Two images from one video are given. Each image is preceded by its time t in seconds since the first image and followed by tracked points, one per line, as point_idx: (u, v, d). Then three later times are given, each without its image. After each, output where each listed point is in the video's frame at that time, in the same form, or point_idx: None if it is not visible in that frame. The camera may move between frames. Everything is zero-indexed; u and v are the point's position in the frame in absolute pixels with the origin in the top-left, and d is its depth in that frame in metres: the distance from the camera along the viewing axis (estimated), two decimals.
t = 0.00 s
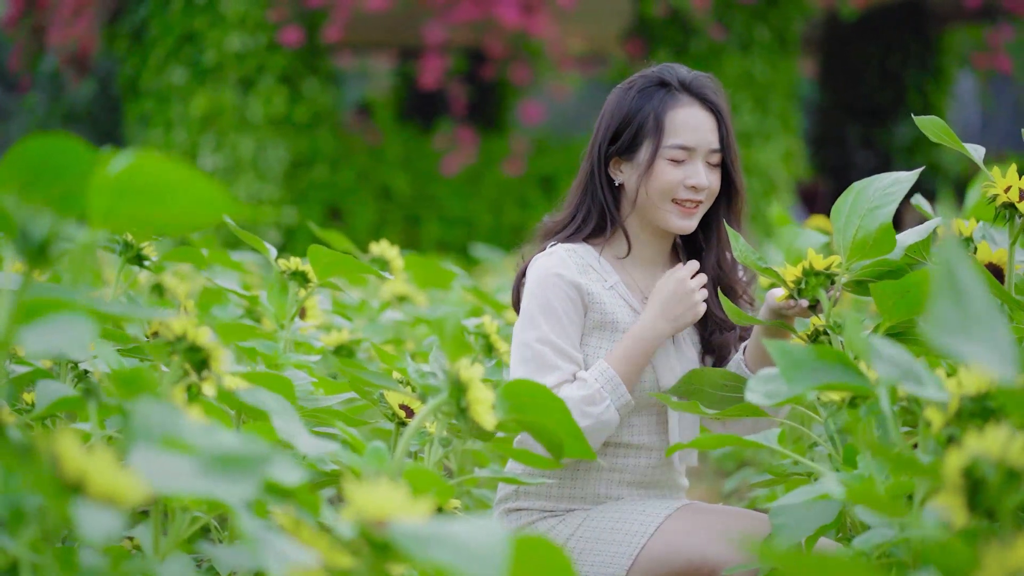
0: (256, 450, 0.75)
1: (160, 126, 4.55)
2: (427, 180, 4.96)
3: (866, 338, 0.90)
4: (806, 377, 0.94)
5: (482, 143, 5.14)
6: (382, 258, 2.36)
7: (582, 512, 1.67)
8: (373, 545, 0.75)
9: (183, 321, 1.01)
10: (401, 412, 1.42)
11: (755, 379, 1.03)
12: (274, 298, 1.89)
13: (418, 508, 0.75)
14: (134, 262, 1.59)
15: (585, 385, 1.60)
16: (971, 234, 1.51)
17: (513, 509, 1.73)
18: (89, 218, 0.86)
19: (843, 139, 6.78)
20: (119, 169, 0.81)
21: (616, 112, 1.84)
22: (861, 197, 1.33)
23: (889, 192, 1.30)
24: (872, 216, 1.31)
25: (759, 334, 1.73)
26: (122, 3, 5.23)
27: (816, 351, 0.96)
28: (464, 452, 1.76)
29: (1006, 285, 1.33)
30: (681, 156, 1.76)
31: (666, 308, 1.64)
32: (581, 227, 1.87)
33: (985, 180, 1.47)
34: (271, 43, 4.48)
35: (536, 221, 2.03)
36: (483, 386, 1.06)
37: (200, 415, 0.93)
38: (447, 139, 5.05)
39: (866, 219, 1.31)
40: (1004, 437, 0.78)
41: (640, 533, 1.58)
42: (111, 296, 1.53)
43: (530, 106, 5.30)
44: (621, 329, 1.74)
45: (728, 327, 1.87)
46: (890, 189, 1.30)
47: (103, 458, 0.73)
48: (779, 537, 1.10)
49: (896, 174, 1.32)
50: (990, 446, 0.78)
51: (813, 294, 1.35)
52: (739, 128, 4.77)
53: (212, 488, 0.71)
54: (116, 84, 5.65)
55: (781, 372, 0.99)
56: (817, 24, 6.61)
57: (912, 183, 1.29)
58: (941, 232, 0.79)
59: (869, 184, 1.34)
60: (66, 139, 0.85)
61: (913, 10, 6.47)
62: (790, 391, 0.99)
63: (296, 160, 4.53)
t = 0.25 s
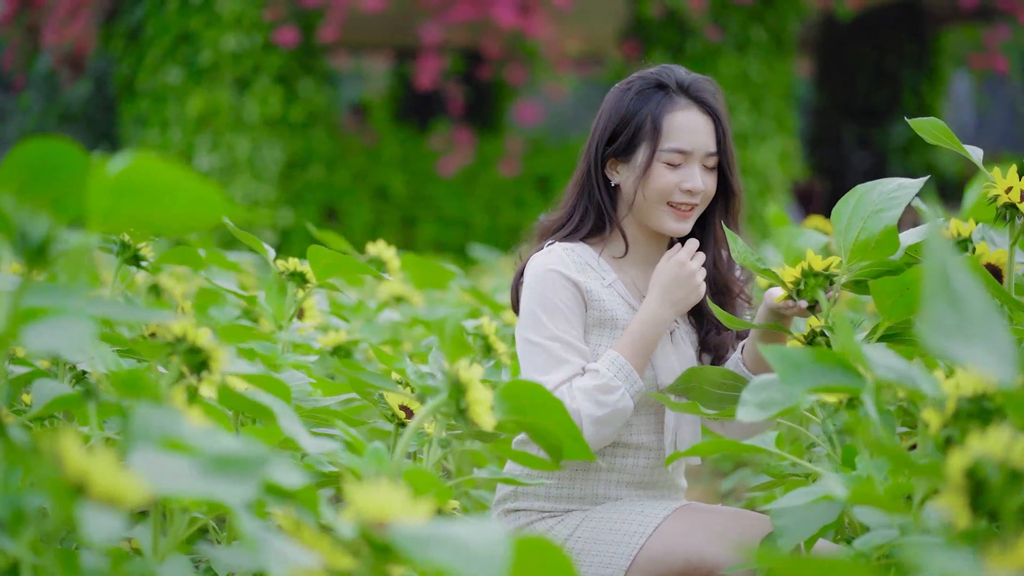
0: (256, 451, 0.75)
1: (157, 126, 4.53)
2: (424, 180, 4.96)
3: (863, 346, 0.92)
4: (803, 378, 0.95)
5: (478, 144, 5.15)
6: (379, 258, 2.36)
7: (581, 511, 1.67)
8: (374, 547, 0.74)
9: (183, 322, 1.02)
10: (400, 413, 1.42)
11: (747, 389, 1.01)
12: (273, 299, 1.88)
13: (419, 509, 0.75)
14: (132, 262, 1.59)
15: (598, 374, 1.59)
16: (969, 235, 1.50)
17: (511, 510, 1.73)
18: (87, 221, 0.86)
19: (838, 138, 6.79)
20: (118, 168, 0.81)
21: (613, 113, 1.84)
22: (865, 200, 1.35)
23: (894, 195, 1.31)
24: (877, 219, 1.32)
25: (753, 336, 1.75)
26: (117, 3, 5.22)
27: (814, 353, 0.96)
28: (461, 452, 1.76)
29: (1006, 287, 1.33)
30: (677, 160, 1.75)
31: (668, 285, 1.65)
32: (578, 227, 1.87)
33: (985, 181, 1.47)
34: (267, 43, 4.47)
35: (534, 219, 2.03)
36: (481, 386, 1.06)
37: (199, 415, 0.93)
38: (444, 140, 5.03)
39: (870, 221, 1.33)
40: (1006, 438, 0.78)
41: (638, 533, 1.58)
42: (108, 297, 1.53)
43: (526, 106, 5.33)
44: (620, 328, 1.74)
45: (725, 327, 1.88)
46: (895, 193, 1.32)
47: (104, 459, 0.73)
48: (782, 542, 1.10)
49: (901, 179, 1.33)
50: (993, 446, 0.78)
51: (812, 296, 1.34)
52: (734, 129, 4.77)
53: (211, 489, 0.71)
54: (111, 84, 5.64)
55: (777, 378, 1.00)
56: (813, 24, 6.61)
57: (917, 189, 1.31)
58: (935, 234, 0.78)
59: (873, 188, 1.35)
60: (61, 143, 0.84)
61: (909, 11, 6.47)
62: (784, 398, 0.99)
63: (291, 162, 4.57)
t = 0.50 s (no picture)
0: (257, 453, 0.75)
1: (152, 126, 4.46)
2: (417, 180, 4.96)
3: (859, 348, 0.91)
4: (804, 379, 0.95)
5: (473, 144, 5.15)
6: (376, 260, 2.34)
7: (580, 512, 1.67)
8: (375, 549, 0.74)
9: (185, 324, 1.02)
10: (395, 413, 1.42)
11: (740, 400, 1.01)
12: (271, 299, 1.88)
13: (420, 511, 0.75)
14: (130, 263, 1.58)
15: (606, 367, 1.59)
16: (966, 235, 1.51)
17: (510, 511, 1.73)
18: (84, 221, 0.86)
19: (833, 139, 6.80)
20: (116, 166, 0.81)
21: (612, 114, 1.83)
22: (865, 202, 1.35)
23: (893, 198, 1.32)
24: (875, 220, 1.32)
25: (751, 336, 1.76)
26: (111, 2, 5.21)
27: (814, 354, 0.97)
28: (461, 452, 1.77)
29: (1004, 287, 1.34)
30: (674, 164, 1.74)
31: (670, 281, 1.66)
32: (575, 227, 1.87)
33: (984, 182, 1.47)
34: (261, 42, 4.45)
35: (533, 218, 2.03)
36: (479, 388, 1.06)
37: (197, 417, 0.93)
38: (438, 141, 4.99)
39: (867, 223, 1.32)
40: (1007, 439, 0.78)
41: (636, 532, 1.57)
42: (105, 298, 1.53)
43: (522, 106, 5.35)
44: (619, 327, 1.74)
45: (722, 328, 1.88)
46: (894, 196, 1.32)
47: (104, 460, 0.73)
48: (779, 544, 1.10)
49: (902, 183, 1.33)
50: (992, 447, 0.78)
51: (809, 297, 1.34)
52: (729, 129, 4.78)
53: (213, 490, 0.71)
54: (106, 83, 5.63)
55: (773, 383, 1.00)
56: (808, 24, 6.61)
57: (916, 193, 1.31)
58: (932, 237, 0.78)
59: (874, 190, 1.36)
60: (59, 142, 0.84)
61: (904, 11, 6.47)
62: (779, 405, 0.99)
63: (287, 161, 4.56)
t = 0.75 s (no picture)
0: (256, 454, 0.75)
1: (146, 127, 4.47)
2: (412, 180, 4.93)
3: (856, 347, 0.90)
4: (803, 380, 0.95)
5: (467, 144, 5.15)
6: (372, 261, 2.34)
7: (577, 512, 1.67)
8: (375, 551, 0.74)
9: (184, 325, 1.02)
10: (391, 415, 1.41)
11: (736, 401, 1.01)
12: (267, 300, 1.87)
13: (419, 512, 0.75)
14: (127, 263, 1.58)
15: (607, 368, 1.59)
16: (963, 237, 1.49)
17: (507, 511, 1.73)
18: (83, 220, 0.85)
19: (827, 139, 6.81)
20: (112, 167, 0.80)
21: (611, 116, 1.83)
22: (859, 203, 1.35)
23: (886, 197, 1.32)
24: (868, 220, 1.32)
25: (749, 337, 1.76)
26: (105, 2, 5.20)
27: (811, 354, 0.97)
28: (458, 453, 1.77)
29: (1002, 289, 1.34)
30: (672, 167, 1.74)
31: (668, 279, 1.66)
32: (572, 227, 1.88)
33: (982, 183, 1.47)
34: (256, 42, 4.44)
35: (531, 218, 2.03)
36: (477, 388, 1.06)
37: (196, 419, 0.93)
38: (433, 141, 5.01)
39: (861, 223, 1.32)
40: (1004, 441, 0.78)
41: (634, 532, 1.57)
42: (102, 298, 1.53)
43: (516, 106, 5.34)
44: (617, 327, 1.74)
45: (719, 330, 1.88)
46: (889, 196, 1.32)
47: (104, 462, 0.73)
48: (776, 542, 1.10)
49: (895, 183, 1.34)
50: (989, 449, 0.78)
51: (806, 297, 1.34)
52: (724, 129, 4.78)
53: (212, 492, 0.71)
54: (100, 83, 5.63)
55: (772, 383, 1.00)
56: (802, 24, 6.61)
57: (909, 192, 1.31)
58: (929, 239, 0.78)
59: (868, 190, 1.36)
60: (59, 141, 0.84)
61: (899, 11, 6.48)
62: (774, 405, 0.99)
63: (281, 162, 4.59)
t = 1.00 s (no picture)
0: (253, 457, 0.75)
1: (138, 126, 4.44)
2: (404, 180, 4.93)
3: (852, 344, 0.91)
4: (800, 381, 0.95)
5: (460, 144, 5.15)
6: (368, 261, 2.33)
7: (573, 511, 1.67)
8: (372, 552, 0.74)
9: (179, 325, 1.01)
10: (387, 416, 1.41)
11: (732, 395, 1.02)
12: (262, 301, 1.87)
13: (416, 513, 0.75)
14: (122, 263, 1.58)
15: (604, 370, 1.59)
16: (959, 237, 1.45)
17: (502, 511, 1.73)
18: (82, 220, 0.85)
19: (819, 139, 6.82)
20: (114, 170, 0.81)
21: (609, 117, 1.83)
22: (852, 202, 1.36)
23: (881, 195, 1.33)
24: (864, 219, 1.33)
25: (745, 338, 1.77)
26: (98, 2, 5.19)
27: (808, 354, 0.97)
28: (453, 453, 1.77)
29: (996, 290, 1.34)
30: (670, 169, 1.74)
31: (663, 278, 1.67)
32: (568, 227, 1.88)
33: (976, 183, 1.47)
34: (248, 42, 4.42)
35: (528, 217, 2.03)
36: (475, 390, 1.06)
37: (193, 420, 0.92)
38: (426, 141, 5.00)
39: (857, 222, 1.33)
40: (1000, 442, 0.78)
41: (630, 532, 1.57)
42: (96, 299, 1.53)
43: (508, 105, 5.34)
44: (613, 327, 1.74)
45: (715, 331, 1.89)
46: (882, 193, 1.33)
47: (102, 464, 0.72)
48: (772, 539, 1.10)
49: (888, 180, 1.34)
50: (986, 450, 0.78)
51: (803, 298, 1.34)
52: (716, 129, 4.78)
53: (209, 494, 0.71)
54: (92, 84, 5.62)
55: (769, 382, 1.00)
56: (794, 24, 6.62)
57: (903, 189, 1.32)
58: (923, 244, 0.79)
59: (860, 188, 1.37)
60: (58, 142, 0.83)
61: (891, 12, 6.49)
62: (771, 402, 1.00)
63: (273, 161, 4.58)
